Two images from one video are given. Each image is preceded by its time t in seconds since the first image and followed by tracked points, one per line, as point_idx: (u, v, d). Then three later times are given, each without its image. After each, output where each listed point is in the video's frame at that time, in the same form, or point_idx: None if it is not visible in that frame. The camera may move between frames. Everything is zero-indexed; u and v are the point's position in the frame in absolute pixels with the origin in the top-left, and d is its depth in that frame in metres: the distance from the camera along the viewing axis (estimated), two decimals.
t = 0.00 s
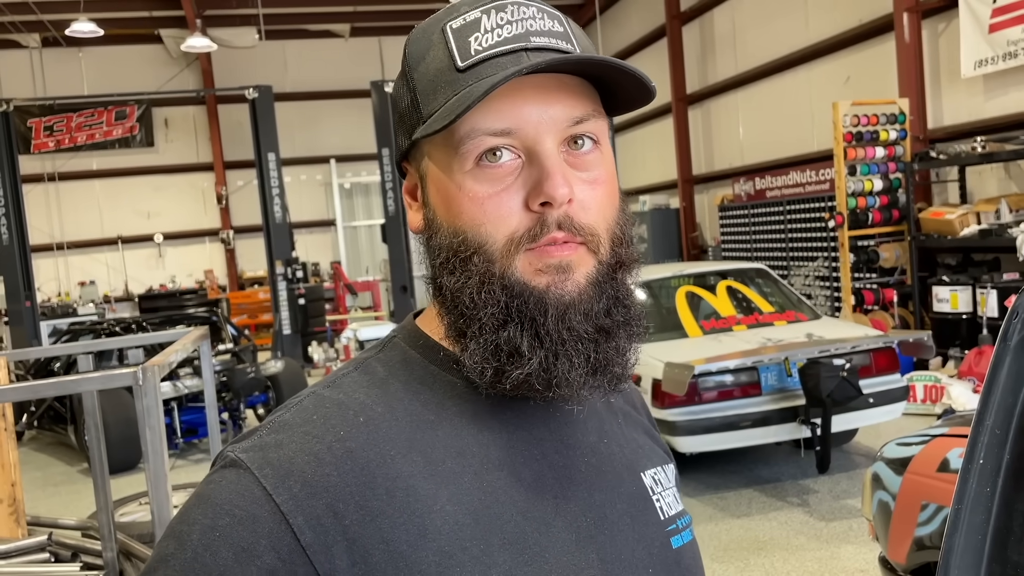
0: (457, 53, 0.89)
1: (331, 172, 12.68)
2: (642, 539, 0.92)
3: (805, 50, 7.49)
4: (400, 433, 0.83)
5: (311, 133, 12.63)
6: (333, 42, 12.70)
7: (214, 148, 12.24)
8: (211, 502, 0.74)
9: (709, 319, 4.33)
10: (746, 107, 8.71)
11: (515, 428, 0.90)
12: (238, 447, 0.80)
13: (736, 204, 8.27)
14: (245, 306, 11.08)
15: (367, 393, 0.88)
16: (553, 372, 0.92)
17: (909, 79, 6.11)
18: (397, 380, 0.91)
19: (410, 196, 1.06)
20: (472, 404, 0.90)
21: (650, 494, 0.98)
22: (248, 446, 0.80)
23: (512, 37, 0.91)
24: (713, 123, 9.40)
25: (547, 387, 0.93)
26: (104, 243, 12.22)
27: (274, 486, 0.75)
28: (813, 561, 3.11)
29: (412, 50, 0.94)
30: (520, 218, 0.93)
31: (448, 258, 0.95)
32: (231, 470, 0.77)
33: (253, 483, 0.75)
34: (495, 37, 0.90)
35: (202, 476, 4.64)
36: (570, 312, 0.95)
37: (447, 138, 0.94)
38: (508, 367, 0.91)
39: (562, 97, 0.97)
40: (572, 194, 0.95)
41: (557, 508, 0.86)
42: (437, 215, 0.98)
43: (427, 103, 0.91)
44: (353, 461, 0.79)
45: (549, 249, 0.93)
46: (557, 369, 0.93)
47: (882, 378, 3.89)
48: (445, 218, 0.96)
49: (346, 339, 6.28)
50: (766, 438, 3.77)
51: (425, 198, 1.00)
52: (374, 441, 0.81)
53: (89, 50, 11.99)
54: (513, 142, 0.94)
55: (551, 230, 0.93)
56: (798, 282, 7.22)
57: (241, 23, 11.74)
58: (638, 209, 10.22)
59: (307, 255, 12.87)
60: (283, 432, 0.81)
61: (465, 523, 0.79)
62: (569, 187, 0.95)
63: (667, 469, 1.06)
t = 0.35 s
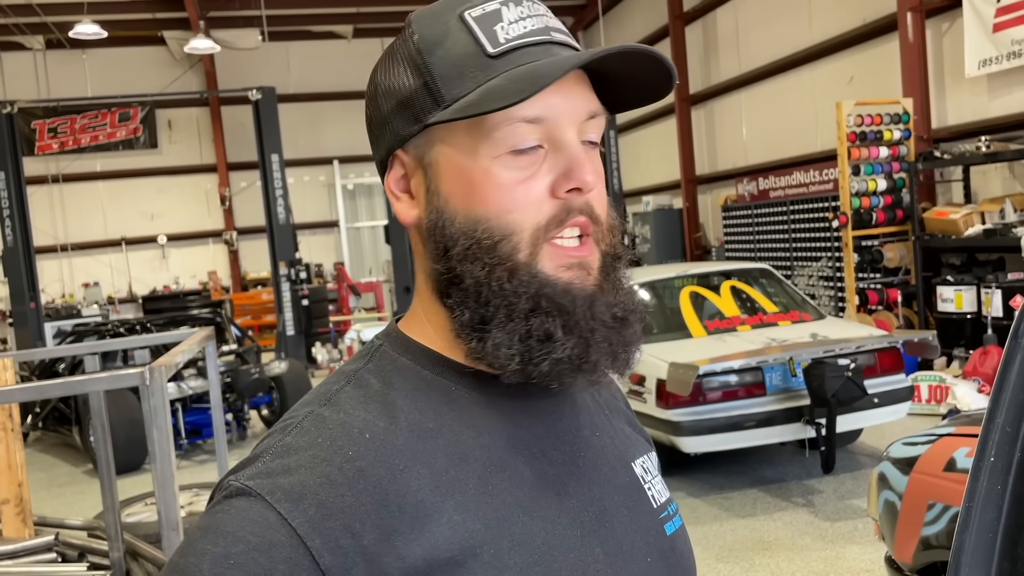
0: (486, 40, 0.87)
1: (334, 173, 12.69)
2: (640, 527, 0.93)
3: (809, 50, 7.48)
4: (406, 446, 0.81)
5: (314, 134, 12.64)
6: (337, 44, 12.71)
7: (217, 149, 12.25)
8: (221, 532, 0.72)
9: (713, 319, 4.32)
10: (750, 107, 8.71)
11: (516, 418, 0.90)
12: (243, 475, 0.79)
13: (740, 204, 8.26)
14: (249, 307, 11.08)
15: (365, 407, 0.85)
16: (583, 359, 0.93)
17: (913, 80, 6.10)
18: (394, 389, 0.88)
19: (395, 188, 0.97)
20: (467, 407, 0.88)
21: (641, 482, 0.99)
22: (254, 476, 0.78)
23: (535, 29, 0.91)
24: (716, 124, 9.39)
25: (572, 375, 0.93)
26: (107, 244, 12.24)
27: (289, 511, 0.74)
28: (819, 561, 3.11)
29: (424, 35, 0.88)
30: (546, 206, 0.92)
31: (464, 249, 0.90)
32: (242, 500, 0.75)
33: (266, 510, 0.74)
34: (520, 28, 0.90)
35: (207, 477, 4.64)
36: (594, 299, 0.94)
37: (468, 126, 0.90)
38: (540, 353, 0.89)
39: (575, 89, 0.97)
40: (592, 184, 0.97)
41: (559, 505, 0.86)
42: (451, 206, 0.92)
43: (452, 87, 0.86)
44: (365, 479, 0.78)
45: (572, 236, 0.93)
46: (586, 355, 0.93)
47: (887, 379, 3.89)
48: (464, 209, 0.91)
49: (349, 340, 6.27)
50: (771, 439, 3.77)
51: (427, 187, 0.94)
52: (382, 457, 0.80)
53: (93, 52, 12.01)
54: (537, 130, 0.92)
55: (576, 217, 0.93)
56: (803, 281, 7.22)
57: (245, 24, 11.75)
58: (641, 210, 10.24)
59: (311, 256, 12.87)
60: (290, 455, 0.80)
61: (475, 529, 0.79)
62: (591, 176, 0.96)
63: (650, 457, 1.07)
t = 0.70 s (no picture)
0: (543, 47, 0.88)
1: (335, 173, 12.69)
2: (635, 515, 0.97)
3: (809, 50, 7.49)
4: (433, 473, 0.79)
5: (315, 134, 12.63)
6: (337, 44, 12.72)
7: (218, 149, 12.25)
8: None
9: (714, 319, 4.33)
10: (750, 106, 8.71)
11: (525, 419, 0.91)
12: (287, 550, 0.70)
13: (741, 204, 8.26)
14: (250, 307, 11.09)
15: (371, 444, 0.80)
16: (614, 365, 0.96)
17: (913, 80, 6.10)
18: (396, 420, 0.83)
19: (410, 185, 0.89)
20: (475, 426, 0.86)
21: (626, 471, 1.03)
22: (302, 547, 0.70)
23: (575, 43, 0.94)
24: (717, 124, 9.40)
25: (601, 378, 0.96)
26: (108, 244, 12.23)
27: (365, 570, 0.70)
28: (821, 561, 3.11)
29: (476, 31, 0.85)
30: (581, 214, 0.93)
31: (507, 259, 0.88)
32: None
33: None
34: (564, 40, 0.92)
35: (209, 477, 4.64)
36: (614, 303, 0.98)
37: (520, 134, 0.89)
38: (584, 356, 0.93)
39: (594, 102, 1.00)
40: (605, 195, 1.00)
41: (579, 500, 0.89)
42: (493, 210, 0.89)
43: (515, 91, 0.85)
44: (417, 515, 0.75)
45: (598, 242, 0.97)
46: (616, 355, 0.97)
47: (889, 378, 3.89)
48: (507, 216, 0.89)
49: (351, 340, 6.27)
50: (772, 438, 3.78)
51: (462, 192, 0.89)
52: (418, 488, 0.77)
53: (94, 53, 12.02)
54: (577, 139, 0.92)
55: (601, 227, 0.96)
56: (804, 281, 7.23)
57: (245, 25, 11.75)
58: (642, 210, 10.24)
59: (311, 256, 12.88)
60: (329, 513, 0.72)
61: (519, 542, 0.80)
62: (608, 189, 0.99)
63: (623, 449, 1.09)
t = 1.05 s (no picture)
0: (551, 40, 0.87)
1: (330, 174, 12.69)
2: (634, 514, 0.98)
3: (804, 50, 7.51)
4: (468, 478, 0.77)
5: (310, 134, 12.63)
6: (332, 44, 12.73)
7: (213, 150, 12.24)
8: None
9: (709, 319, 4.34)
10: (745, 107, 8.73)
11: (534, 420, 0.91)
12: (328, 561, 0.66)
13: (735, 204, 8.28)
14: (245, 307, 11.10)
15: (406, 447, 0.76)
16: (632, 353, 0.98)
17: (907, 80, 6.12)
18: (423, 423, 0.80)
19: (427, 186, 0.86)
20: (497, 430, 0.84)
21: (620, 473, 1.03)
22: (346, 559, 0.66)
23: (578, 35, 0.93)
24: (712, 124, 9.42)
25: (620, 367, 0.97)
26: (103, 245, 12.22)
27: None
28: (815, 560, 3.12)
29: (486, 24, 0.83)
30: (594, 206, 0.93)
31: (534, 256, 0.88)
32: None
33: None
34: (568, 32, 0.92)
35: (203, 478, 4.65)
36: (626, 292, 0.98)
37: (537, 129, 0.88)
38: (608, 347, 0.94)
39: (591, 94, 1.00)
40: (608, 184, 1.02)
41: (592, 504, 0.89)
42: (515, 208, 0.88)
43: (530, 84, 0.84)
44: (459, 521, 0.72)
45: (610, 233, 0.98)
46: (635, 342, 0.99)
47: (882, 378, 3.90)
48: (529, 212, 0.88)
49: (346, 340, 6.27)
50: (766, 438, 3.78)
51: (480, 195, 0.87)
52: (458, 495, 0.74)
53: (88, 53, 12.00)
54: (588, 131, 0.92)
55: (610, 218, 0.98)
56: (798, 281, 7.25)
57: (240, 26, 11.76)
58: (637, 210, 10.26)
59: (307, 257, 12.88)
60: (371, 522, 0.69)
61: (548, 551, 0.78)
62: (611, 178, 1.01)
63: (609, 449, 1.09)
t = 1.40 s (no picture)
0: (558, 39, 0.89)
1: (325, 175, 12.68)
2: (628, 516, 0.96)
3: (798, 52, 7.53)
4: (455, 472, 0.77)
5: (305, 135, 12.62)
6: (327, 45, 12.72)
7: (207, 152, 12.22)
8: None
9: (703, 320, 4.35)
10: (740, 108, 8.74)
11: (533, 415, 0.90)
12: (300, 548, 0.67)
13: (730, 206, 8.31)
14: (240, 309, 11.10)
15: (395, 439, 0.77)
16: (637, 349, 0.99)
17: (900, 81, 6.14)
18: (415, 416, 0.81)
19: (442, 182, 0.86)
20: (490, 426, 0.84)
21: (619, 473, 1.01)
22: (318, 548, 0.66)
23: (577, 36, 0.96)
24: (706, 125, 9.44)
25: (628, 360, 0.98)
26: (97, 247, 12.19)
27: None
28: (809, 561, 3.13)
29: (497, 22, 0.85)
30: (599, 201, 0.94)
31: (547, 250, 0.89)
32: None
33: None
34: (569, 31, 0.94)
35: (197, 479, 4.64)
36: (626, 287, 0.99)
37: (548, 125, 0.89)
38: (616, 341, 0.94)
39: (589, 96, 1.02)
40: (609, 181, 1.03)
41: (584, 505, 0.86)
42: (529, 204, 0.89)
43: (542, 80, 0.86)
44: (436, 518, 0.72)
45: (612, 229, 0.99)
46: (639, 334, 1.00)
47: (875, 379, 3.91)
48: (541, 208, 0.89)
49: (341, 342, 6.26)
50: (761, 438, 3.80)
51: (495, 193, 0.88)
52: (441, 491, 0.74)
53: (82, 54, 11.97)
54: (593, 128, 0.93)
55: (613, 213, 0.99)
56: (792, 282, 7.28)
57: (235, 27, 11.74)
58: (632, 212, 10.28)
59: (302, 259, 12.87)
60: (348, 512, 0.69)
61: (534, 552, 0.77)
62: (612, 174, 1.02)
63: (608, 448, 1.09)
